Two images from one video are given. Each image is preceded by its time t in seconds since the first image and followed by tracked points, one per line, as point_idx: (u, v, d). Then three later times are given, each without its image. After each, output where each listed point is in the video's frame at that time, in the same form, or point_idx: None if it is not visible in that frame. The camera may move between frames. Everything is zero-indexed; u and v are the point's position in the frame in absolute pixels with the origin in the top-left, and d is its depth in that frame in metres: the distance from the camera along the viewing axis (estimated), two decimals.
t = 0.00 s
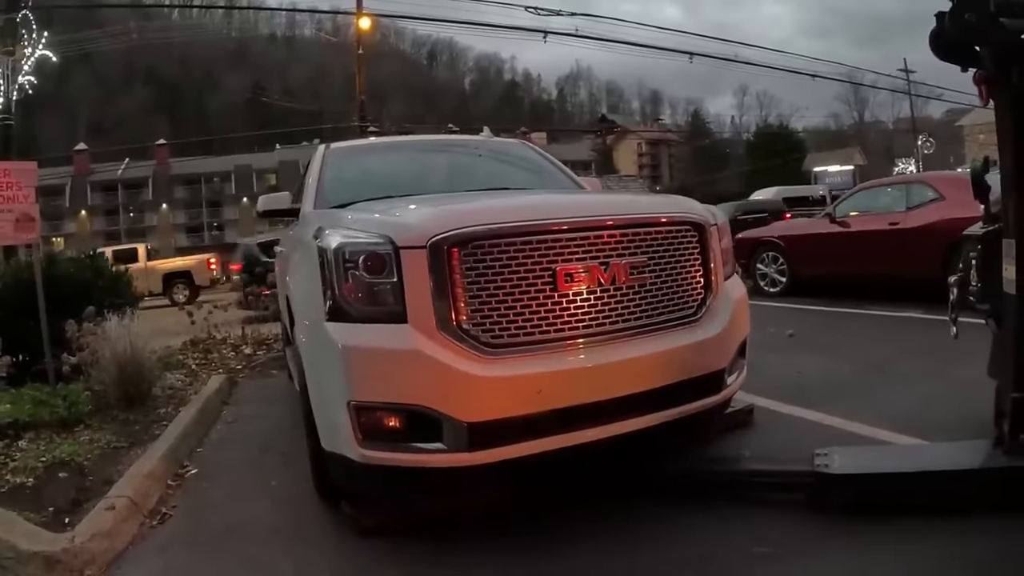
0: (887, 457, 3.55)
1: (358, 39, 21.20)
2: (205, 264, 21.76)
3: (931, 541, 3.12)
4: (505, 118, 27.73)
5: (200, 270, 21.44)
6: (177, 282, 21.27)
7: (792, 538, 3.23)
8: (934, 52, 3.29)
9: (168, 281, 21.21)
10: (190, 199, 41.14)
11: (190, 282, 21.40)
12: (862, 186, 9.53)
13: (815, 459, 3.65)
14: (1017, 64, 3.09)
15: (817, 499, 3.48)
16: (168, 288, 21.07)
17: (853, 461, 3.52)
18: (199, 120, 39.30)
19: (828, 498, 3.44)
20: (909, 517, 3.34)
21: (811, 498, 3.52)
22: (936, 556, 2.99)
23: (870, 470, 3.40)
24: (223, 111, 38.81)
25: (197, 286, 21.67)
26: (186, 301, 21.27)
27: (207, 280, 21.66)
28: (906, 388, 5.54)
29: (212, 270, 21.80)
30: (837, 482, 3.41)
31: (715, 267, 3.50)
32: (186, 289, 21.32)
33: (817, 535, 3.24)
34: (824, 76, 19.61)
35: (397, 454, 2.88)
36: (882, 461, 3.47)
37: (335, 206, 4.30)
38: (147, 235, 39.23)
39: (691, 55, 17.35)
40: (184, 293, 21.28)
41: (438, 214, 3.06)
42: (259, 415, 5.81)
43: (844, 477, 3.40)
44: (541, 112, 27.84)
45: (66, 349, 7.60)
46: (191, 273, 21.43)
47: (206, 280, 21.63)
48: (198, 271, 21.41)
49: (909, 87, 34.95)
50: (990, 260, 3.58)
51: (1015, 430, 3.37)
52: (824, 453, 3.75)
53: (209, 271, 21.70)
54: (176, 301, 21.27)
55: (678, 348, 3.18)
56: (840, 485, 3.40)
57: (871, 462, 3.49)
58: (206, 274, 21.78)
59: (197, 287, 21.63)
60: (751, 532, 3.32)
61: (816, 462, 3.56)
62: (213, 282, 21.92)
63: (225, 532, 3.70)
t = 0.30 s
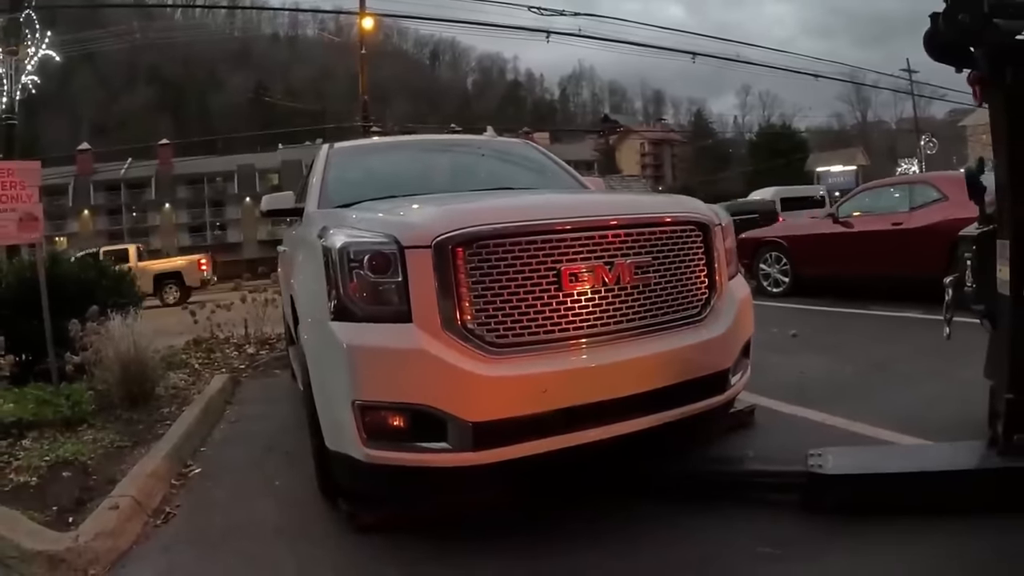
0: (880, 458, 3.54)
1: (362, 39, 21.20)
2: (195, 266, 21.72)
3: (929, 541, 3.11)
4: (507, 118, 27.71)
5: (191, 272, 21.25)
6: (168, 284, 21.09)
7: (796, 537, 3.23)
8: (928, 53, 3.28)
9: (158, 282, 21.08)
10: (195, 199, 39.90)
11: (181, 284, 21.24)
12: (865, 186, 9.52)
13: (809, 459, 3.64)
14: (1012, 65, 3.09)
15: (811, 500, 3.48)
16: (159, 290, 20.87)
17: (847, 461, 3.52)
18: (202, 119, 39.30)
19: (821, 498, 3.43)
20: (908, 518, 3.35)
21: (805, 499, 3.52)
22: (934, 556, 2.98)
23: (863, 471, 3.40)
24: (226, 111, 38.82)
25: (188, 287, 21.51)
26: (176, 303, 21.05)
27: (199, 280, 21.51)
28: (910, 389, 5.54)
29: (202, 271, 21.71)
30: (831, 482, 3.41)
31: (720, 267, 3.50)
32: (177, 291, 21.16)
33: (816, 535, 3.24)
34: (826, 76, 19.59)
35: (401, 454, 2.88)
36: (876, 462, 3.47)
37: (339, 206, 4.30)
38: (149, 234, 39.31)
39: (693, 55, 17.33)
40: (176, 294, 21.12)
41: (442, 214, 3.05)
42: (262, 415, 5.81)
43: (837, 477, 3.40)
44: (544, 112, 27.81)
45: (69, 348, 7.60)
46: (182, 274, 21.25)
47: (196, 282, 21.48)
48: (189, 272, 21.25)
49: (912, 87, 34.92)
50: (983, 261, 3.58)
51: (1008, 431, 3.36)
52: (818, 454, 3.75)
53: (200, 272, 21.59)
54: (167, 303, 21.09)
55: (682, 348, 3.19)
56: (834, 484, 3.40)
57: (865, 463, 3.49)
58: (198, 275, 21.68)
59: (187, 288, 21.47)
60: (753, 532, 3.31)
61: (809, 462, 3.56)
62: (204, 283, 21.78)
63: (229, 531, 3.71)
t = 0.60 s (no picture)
0: (871, 460, 3.55)
1: (365, 40, 21.21)
2: (186, 267, 21.72)
3: (924, 543, 3.11)
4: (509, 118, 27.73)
5: (182, 273, 21.20)
6: (159, 285, 21.05)
7: (798, 539, 3.23)
8: (919, 54, 3.23)
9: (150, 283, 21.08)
10: (196, 199, 40.14)
11: (172, 285, 21.26)
12: (869, 187, 9.52)
13: (800, 461, 3.64)
14: (1003, 67, 3.05)
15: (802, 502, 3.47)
16: (150, 291, 20.85)
17: (837, 463, 3.52)
18: (205, 120, 39.35)
19: (812, 500, 3.43)
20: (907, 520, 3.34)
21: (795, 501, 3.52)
22: (926, 559, 2.98)
23: (852, 473, 3.39)
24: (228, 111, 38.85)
25: (180, 288, 21.48)
26: (167, 304, 20.91)
27: (190, 282, 21.47)
28: (914, 390, 5.53)
29: (193, 272, 21.70)
30: (822, 484, 3.40)
31: (723, 268, 3.49)
32: (168, 293, 21.08)
33: (813, 537, 3.24)
34: (829, 77, 19.59)
35: (405, 455, 2.88)
36: (867, 464, 3.47)
37: (342, 207, 4.30)
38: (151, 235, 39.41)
39: (696, 56, 17.32)
40: (167, 296, 21.09)
41: (446, 215, 3.05)
42: (265, 416, 5.82)
43: (827, 480, 3.39)
44: (547, 113, 27.83)
45: (72, 349, 7.61)
46: (174, 275, 21.26)
47: (188, 284, 21.46)
48: (180, 274, 21.21)
49: (914, 88, 34.92)
50: (976, 264, 3.56)
51: (999, 433, 3.35)
52: (810, 455, 3.74)
53: (191, 273, 21.58)
54: (158, 304, 21.05)
55: (687, 350, 3.18)
56: (823, 487, 3.39)
57: (856, 464, 3.49)
58: (189, 276, 21.64)
59: (179, 290, 21.46)
60: (754, 534, 3.31)
61: (800, 463, 3.56)
62: (196, 284, 21.74)
63: (233, 532, 3.71)
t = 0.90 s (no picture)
0: (866, 460, 3.54)
1: (367, 40, 21.21)
2: (179, 267, 21.72)
3: (922, 545, 3.09)
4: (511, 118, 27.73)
5: (175, 273, 21.22)
6: (153, 285, 21.06)
7: (801, 539, 3.21)
8: (911, 53, 3.24)
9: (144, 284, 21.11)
10: (199, 199, 40.27)
11: (166, 286, 21.30)
12: (873, 187, 9.50)
13: (795, 461, 3.64)
14: (994, 66, 3.08)
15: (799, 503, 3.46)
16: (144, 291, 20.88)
17: (832, 463, 3.52)
18: (208, 119, 39.38)
19: (808, 500, 3.42)
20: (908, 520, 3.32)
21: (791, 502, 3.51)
22: (922, 561, 2.96)
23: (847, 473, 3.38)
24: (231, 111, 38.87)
25: (173, 289, 21.49)
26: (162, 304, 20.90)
27: (183, 282, 21.46)
28: (917, 390, 5.51)
29: (186, 272, 21.72)
30: (818, 484, 3.39)
31: (727, 267, 3.48)
32: (161, 292, 21.09)
33: (812, 537, 3.23)
34: (832, 76, 19.56)
35: (409, 453, 2.87)
36: (862, 464, 3.46)
37: (346, 206, 4.30)
38: (154, 235, 39.65)
39: (700, 55, 17.29)
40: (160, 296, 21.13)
41: (450, 214, 3.04)
42: (269, 415, 5.81)
43: (822, 480, 3.38)
44: (550, 113, 27.85)
45: (75, 348, 7.61)
46: (167, 276, 21.29)
47: (181, 284, 21.48)
48: (174, 274, 21.22)
49: (917, 88, 34.88)
50: (970, 263, 3.57)
51: (993, 433, 3.34)
52: (805, 456, 3.74)
53: (184, 273, 21.59)
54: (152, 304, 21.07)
55: (690, 349, 3.17)
56: (819, 487, 3.38)
57: (851, 465, 3.48)
58: (182, 276, 21.63)
59: (173, 290, 21.50)
60: (757, 534, 3.30)
61: (795, 464, 3.56)
62: (189, 284, 21.75)
63: (236, 532, 3.70)
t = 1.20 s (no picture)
0: (870, 459, 3.52)
1: (370, 40, 21.19)
2: (175, 268, 21.65)
3: (926, 545, 3.07)
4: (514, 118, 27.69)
5: (171, 274, 21.15)
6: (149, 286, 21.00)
7: (806, 540, 3.20)
8: (916, 50, 3.23)
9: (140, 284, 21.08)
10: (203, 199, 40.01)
11: (161, 287, 21.23)
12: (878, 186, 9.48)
13: (800, 460, 3.62)
14: (999, 64, 3.06)
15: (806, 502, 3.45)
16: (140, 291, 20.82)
17: (838, 462, 3.50)
18: (212, 120, 39.40)
19: (813, 500, 3.41)
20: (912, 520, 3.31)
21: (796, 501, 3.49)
22: (926, 560, 2.94)
23: (851, 473, 3.37)
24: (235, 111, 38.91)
25: (169, 290, 21.41)
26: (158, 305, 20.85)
27: (179, 283, 21.40)
28: (922, 390, 5.49)
29: (181, 273, 21.64)
30: (823, 484, 3.38)
31: (733, 266, 3.47)
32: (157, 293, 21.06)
33: (816, 537, 3.22)
34: (837, 75, 19.51)
35: (415, 451, 2.87)
36: (866, 463, 3.44)
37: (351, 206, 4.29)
38: (159, 235, 39.25)
39: (705, 55, 17.25)
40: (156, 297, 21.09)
41: (455, 213, 3.04)
42: (273, 415, 5.81)
43: (826, 479, 3.37)
44: (553, 113, 27.82)
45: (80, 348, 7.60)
46: (163, 277, 21.24)
47: (177, 285, 21.41)
48: (170, 275, 21.16)
49: (922, 87, 34.78)
50: (975, 262, 3.55)
51: (998, 432, 3.32)
52: (810, 455, 3.72)
53: (180, 274, 21.53)
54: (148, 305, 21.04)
55: (696, 348, 3.16)
56: (823, 486, 3.37)
57: (855, 464, 3.47)
58: (177, 278, 21.58)
59: (169, 291, 21.42)
60: (761, 534, 3.29)
61: (799, 463, 3.55)
62: (185, 285, 21.69)
63: (241, 531, 3.69)
